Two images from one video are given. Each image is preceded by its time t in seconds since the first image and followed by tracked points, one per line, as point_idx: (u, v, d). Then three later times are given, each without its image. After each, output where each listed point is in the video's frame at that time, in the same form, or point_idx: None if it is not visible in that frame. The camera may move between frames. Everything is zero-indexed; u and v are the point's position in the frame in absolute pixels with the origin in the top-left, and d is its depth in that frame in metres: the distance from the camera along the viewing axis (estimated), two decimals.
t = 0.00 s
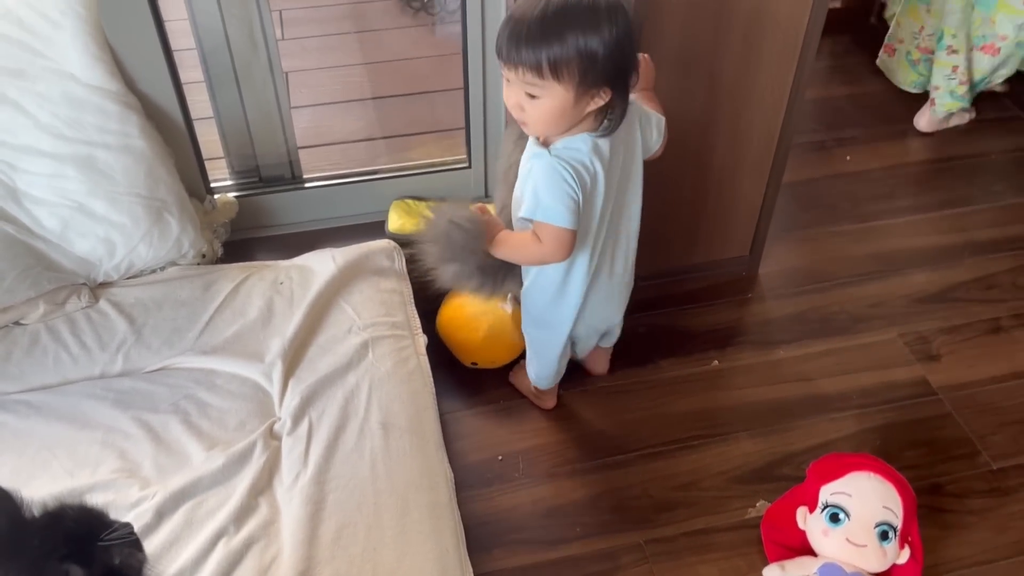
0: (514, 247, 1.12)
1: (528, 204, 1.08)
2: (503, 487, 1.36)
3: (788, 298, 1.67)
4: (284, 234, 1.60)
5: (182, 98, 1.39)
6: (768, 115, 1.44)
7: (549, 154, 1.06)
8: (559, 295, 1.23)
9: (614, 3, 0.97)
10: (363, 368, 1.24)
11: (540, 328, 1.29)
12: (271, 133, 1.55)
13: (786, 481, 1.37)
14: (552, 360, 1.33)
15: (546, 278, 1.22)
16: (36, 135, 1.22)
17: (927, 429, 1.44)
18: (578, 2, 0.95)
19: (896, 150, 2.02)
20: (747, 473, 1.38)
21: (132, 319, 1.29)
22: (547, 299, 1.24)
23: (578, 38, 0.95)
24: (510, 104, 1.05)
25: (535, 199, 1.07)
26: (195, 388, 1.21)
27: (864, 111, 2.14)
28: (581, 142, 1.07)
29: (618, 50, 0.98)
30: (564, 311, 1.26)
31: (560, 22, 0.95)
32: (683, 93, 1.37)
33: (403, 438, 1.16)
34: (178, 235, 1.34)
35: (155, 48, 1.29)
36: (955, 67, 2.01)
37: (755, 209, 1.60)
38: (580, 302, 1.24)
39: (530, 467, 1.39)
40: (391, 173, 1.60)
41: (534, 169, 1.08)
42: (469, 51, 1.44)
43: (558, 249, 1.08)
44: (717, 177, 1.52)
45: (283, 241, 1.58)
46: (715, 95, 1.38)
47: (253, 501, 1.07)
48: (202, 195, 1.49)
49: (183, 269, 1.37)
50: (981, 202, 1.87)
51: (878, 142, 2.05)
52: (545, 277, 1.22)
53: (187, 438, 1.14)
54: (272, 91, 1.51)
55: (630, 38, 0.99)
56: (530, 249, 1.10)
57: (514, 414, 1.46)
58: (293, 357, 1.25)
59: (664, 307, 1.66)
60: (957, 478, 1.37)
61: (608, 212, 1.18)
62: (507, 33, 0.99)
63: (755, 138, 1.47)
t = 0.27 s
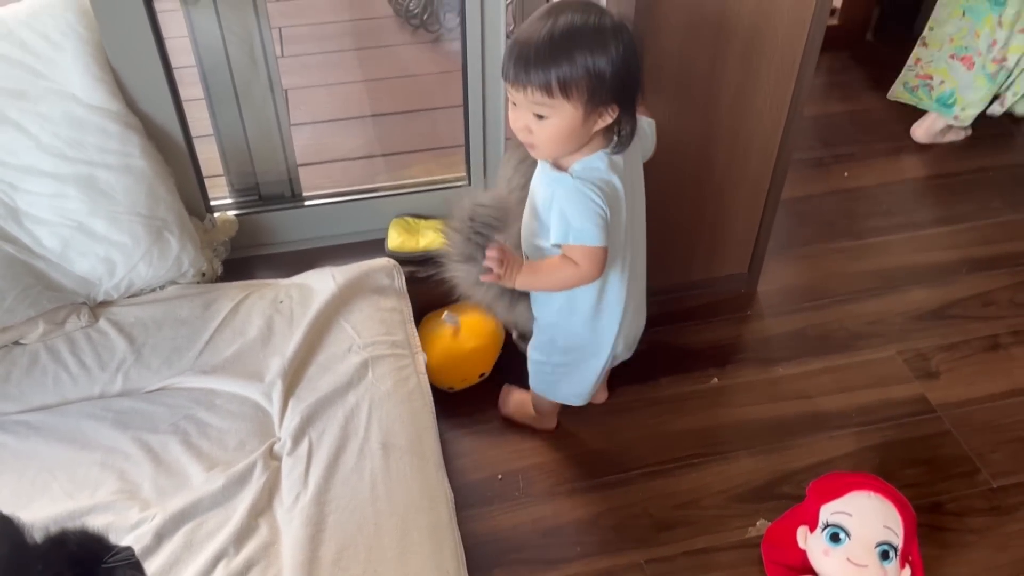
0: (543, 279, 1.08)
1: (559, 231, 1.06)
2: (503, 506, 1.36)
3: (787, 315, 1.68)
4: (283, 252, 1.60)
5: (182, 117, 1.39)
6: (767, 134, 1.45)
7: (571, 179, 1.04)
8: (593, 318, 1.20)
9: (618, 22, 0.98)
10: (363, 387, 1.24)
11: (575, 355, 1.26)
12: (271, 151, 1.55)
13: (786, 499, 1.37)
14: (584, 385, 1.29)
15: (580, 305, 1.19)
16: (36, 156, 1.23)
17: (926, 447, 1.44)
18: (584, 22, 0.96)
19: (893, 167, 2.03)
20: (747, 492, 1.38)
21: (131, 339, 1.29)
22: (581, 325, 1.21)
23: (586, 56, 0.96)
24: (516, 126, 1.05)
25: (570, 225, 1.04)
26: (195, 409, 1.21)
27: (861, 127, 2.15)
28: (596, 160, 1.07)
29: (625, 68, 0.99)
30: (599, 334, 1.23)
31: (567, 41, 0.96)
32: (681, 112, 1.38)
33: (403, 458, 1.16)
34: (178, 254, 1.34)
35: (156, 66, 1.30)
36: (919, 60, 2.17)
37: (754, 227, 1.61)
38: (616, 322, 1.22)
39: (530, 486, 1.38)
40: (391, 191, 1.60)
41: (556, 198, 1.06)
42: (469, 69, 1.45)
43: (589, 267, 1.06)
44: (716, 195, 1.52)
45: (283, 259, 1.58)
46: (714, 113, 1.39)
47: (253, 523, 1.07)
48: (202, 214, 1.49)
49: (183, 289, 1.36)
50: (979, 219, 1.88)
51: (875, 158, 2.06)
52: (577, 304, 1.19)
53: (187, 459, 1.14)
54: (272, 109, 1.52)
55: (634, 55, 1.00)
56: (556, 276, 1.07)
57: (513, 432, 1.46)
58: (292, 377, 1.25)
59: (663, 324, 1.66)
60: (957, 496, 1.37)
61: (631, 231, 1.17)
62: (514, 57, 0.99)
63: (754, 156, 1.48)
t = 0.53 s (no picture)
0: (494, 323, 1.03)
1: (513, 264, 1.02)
2: (503, 516, 1.35)
3: (786, 323, 1.67)
4: (282, 261, 1.60)
5: (180, 127, 1.39)
6: (766, 142, 1.45)
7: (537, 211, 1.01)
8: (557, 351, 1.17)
9: (627, 61, 0.96)
10: (362, 397, 1.24)
11: (540, 385, 1.22)
12: (269, 159, 1.55)
13: (787, 509, 1.36)
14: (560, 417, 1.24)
15: (545, 334, 1.15)
16: (35, 164, 1.22)
17: (927, 456, 1.44)
18: (592, 51, 0.94)
19: (892, 175, 2.03)
20: (747, 501, 1.37)
21: (129, 348, 1.28)
22: (545, 355, 1.17)
23: (587, 88, 0.93)
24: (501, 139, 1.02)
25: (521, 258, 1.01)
26: (193, 419, 1.20)
27: (860, 135, 2.15)
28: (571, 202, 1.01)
29: (625, 110, 0.97)
30: (567, 369, 1.18)
31: (572, 67, 0.93)
32: (680, 121, 1.38)
33: (402, 468, 1.15)
34: (176, 262, 1.34)
35: (155, 76, 1.29)
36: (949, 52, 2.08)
37: (753, 236, 1.60)
38: (583, 359, 1.17)
39: (530, 496, 1.38)
40: (389, 200, 1.60)
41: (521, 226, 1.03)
42: (467, 77, 1.45)
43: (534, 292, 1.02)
44: (715, 203, 1.52)
45: (282, 268, 1.58)
46: (713, 122, 1.39)
47: (251, 533, 1.06)
48: (200, 223, 1.48)
49: (181, 298, 1.36)
50: (978, 227, 1.88)
51: (874, 166, 2.06)
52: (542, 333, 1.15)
53: (185, 469, 1.13)
54: (270, 118, 1.51)
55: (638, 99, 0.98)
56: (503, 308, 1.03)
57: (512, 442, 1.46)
58: (291, 387, 1.24)
59: (663, 333, 1.66)
60: (958, 505, 1.37)
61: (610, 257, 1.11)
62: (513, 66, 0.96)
63: (753, 165, 1.48)
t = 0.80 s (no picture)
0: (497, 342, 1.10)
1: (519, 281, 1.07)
2: (501, 523, 1.34)
3: (785, 329, 1.67)
4: (279, 267, 1.59)
5: (177, 133, 1.38)
6: (765, 148, 1.44)
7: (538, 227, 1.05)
8: (568, 360, 1.19)
9: (620, 83, 0.96)
10: (360, 404, 1.23)
11: (551, 397, 1.24)
12: (265, 164, 1.54)
13: (787, 515, 1.36)
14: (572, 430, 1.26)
15: (556, 344, 1.17)
16: (32, 170, 1.22)
17: (927, 462, 1.43)
18: (581, 74, 0.95)
19: (890, 180, 2.03)
20: (747, 508, 1.37)
21: (126, 355, 1.27)
22: (556, 365, 1.19)
23: (572, 110, 0.95)
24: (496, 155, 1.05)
25: (527, 275, 1.06)
26: (190, 426, 1.19)
27: (858, 140, 2.15)
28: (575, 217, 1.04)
29: (616, 133, 0.97)
30: (579, 377, 1.20)
31: (558, 89, 0.95)
32: (680, 126, 1.37)
33: (400, 475, 1.14)
34: (173, 269, 1.33)
35: (151, 80, 1.29)
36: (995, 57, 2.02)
37: (752, 242, 1.60)
38: (595, 367, 1.19)
39: (529, 503, 1.37)
40: (387, 206, 1.59)
41: (527, 244, 1.06)
42: (465, 83, 1.45)
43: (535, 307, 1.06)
44: (714, 209, 1.51)
45: (279, 274, 1.57)
46: (712, 127, 1.39)
47: (248, 542, 1.05)
48: (197, 228, 1.47)
49: (178, 304, 1.35)
50: (976, 232, 1.88)
51: (872, 171, 2.06)
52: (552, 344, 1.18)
53: (182, 476, 1.12)
54: (268, 124, 1.51)
55: (633, 122, 0.98)
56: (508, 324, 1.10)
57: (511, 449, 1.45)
58: (288, 393, 1.24)
59: (661, 339, 1.65)
60: (959, 512, 1.36)
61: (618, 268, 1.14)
62: (504, 88, 0.99)
63: (752, 170, 1.47)
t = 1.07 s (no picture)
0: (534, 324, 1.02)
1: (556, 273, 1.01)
2: (499, 527, 1.34)
3: (784, 332, 1.66)
4: (276, 270, 1.58)
5: (173, 136, 1.38)
6: (763, 151, 1.44)
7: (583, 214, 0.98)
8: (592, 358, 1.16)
9: (635, 105, 0.89)
10: (357, 408, 1.22)
11: (570, 393, 1.21)
12: (262, 168, 1.53)
13: (786, 519, 1.35)
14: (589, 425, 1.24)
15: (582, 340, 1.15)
16: (27, 173, 1.21)
17: (927, 465, 1.43)
18: (612, 101, 0.88)
19: (888, 183, 2.03)
20: (746, 512, 1.36)
21: (121, 359, 1.27)
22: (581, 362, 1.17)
23: (597, 136, 0.89)
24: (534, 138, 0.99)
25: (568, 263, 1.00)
26: (186, 430, 1.19)
27: (856, 143, 2.15)
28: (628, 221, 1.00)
29: (612, 154, 0.91)
30: (601, 378, 1.18)
31: (587, 112, 0.89)
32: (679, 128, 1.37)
33: (397, 480, 1.14)
34: (169, 272, 1.32)
35: (147, 82, 1.28)
36: None
37: (751, 245, 1.59)
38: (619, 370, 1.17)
39: (527, 507, 1.36)
40: (385, 209, 1.59)
41: (566, 230, 1.00)
42: (462, 86, 1.45)
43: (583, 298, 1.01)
44: (713, 212, 1.51)
45: (276, 277, 1.57)
46: (711, 130, 1.38)
47: (244, 547, 1.05)
48: (194, 232, 1.47)
49: (175, 308, 1.34)
50: (974, 235, 1.88)
51: (870, 174, 2.05)
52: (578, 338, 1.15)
53: (177, 481, 1.12)
54: (264, 127, 1.50)
55: (634, 145, 0.90)
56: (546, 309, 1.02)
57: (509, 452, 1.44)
58: (285, 397, 1.23)
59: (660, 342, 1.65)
60: (959, 515, 1.36)
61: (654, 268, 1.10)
62: (540, 88, 0.97)
63: (750, 173, 1.47)
